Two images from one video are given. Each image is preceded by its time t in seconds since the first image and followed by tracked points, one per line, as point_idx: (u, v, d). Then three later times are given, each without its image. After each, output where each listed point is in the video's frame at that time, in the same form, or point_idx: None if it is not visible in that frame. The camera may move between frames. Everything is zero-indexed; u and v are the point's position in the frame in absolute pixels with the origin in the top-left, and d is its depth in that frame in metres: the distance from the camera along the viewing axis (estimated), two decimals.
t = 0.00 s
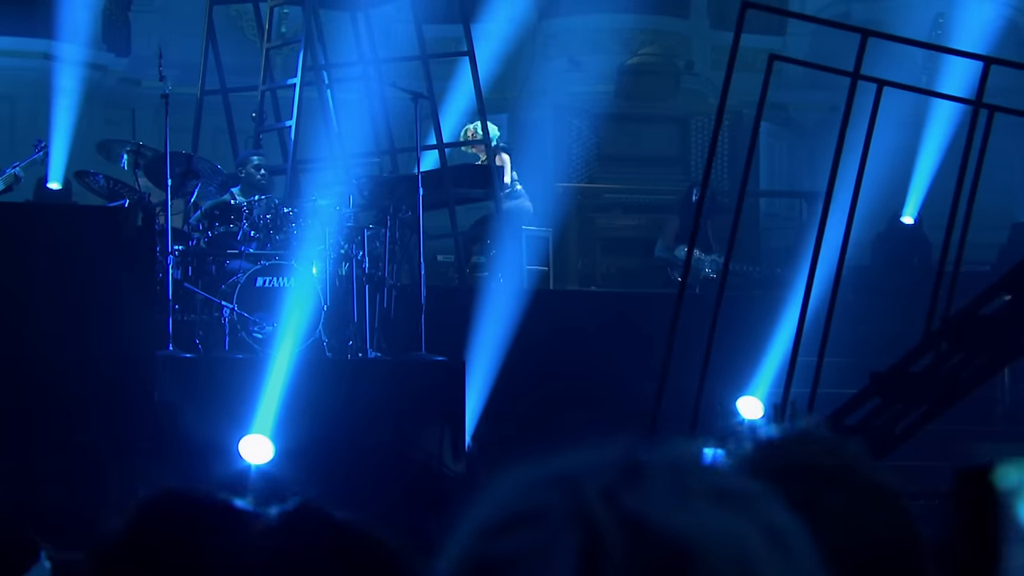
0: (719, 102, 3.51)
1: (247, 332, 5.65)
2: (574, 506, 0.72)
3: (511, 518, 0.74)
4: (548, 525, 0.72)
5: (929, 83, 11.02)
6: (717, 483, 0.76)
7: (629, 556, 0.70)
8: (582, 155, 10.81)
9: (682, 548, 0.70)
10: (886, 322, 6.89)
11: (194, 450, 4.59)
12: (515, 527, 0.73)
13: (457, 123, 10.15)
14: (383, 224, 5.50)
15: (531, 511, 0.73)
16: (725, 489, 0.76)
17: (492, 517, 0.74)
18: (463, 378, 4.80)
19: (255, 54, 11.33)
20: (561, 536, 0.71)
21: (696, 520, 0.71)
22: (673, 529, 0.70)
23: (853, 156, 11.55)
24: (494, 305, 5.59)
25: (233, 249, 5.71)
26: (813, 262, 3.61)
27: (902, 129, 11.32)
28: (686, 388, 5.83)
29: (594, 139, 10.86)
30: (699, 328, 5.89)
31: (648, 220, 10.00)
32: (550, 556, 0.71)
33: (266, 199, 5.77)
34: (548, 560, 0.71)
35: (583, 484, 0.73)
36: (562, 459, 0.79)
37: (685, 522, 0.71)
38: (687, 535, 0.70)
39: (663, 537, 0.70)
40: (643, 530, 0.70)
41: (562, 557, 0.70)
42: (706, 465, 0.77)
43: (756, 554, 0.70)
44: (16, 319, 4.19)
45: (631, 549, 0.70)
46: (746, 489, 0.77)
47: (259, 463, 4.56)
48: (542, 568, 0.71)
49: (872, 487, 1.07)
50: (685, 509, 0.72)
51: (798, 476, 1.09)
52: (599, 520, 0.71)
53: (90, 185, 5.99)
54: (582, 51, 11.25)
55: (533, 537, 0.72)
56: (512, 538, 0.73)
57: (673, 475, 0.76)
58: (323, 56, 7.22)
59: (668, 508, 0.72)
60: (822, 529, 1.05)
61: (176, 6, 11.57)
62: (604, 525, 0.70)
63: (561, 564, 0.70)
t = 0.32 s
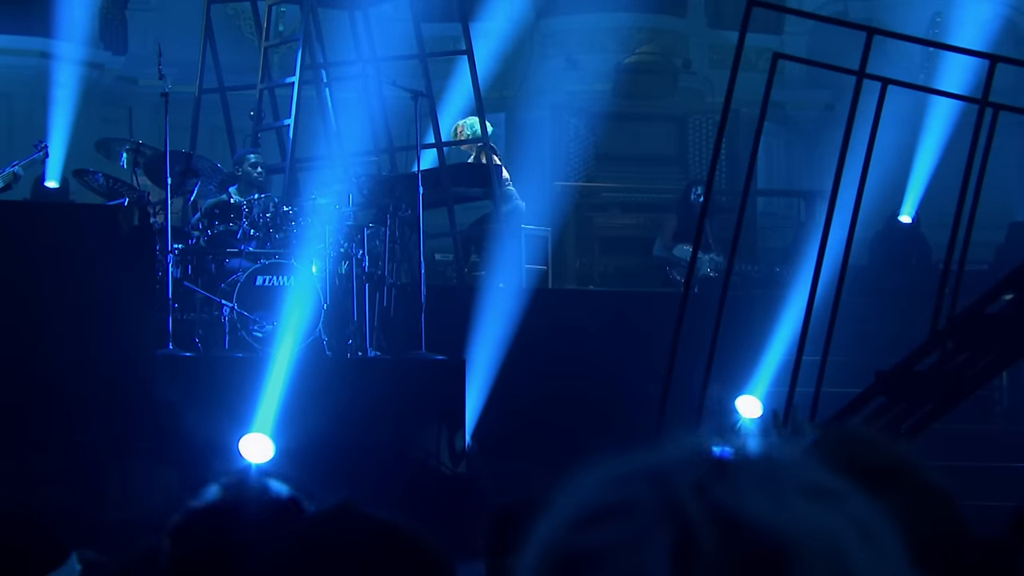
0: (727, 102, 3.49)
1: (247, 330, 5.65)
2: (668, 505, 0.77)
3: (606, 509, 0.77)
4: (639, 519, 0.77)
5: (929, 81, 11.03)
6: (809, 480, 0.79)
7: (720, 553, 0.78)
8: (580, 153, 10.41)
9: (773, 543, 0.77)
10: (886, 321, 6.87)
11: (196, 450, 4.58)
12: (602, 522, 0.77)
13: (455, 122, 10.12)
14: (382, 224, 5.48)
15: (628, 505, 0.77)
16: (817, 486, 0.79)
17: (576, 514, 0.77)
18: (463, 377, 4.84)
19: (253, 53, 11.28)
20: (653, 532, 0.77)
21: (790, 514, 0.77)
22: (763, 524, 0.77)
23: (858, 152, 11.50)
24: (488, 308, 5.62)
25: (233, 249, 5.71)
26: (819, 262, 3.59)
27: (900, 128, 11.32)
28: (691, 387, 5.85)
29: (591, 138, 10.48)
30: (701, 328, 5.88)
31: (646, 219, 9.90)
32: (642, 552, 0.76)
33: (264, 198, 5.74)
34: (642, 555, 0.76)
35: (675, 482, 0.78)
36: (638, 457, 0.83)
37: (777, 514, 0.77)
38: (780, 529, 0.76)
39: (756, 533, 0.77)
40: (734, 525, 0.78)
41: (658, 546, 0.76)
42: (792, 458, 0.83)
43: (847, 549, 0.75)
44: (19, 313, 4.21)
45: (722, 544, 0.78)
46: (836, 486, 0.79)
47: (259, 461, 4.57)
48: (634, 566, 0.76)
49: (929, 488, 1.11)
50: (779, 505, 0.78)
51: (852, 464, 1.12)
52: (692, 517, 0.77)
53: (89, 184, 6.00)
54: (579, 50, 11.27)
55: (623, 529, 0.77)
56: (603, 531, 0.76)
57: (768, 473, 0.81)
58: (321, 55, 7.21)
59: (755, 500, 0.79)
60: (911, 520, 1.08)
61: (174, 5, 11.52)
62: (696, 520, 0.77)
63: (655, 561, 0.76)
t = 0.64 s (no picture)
0: (734, 101, 3.43)
1: (249, 330, 5.63)
2: (744, 504, 0.81)
3: (677, 508, 0.82)
4: (706, 522, 0.81)
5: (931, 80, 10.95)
6: (889, 480, 0.82)
7: (799, 553, 0.80)
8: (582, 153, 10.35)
9: (850, 543, 0.79)
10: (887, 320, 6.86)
11: (197, 449, 4.57)
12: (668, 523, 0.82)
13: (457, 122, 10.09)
14: (385, 223, 5.42)
15: (698, 502, 0.82)
16: (902, 487, 0.82)
17: (648, 516, 0.83)
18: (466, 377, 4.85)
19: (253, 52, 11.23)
20: (727, 532, 0.80)
21: (869, 517, 0.79)
22: (839, 528, 0.79)
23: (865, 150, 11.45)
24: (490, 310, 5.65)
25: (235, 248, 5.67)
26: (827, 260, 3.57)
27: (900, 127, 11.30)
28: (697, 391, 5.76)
29: (591, 138, 10.43)
30: (708, 331, 5.98)
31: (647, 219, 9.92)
32: (713, 554, 0.80)
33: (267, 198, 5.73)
34: (712, 557, 0.80)
35: (750, 483, 0.83)
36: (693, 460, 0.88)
37: (851, 518, 0.80)
38: (856, 531, 0.79)
39: (833, 536, 0.80)
40: (817, 529, 0.80)
41: (731, 548, 0.80)
42: (854, 454, 0.85)
43: (924, 551, 0.78)
44: (19, 313, 4.21)
45: (800, 546, 0.80)
46: (916, 488, 0.82)
47: (261, 461, 4.57)
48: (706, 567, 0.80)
49: (986, 489, 1.04)
50: (858, 505, 0.80)
51: (919, 460, 1.01)
52: (768, 519, 0.80)
53: (91, 183, 5.97)
54: (579, 49, 11.27)
55: (690, 531, 0.81)
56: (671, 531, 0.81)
57: (844, 475, 0.83)
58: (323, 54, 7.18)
59: (836, 501, 0.81)
60: (981, 518, 1.01)
61: (175, 4, 11.46)
62: (771, 523, 0.80)
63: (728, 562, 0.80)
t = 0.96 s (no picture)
0: (748, 102, 3.41)
1: (256, 329, 5.62)
2: (823, 502, 0.82)
3: (757, 514, 0.83)
4: (793, 525, 0.81)
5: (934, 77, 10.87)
6: (970, 483, 0.81)
7: (884, 559, 0.78)
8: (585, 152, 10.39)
9: (939, 546, 0.76)
10: (893, 319, 6.86)
11: (204, 449, 4.58)
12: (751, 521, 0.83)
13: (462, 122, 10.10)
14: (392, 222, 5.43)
15: (780, 507, 0.82)
16: (982, 491, 0.80)
17: (727, 522, 0.83)
18: (471, 376, 4.85)
19: (258, 52, 11.22)
20: (814, 534, 0.80)
21: (954, 518, 0.77)
22: (928, 529, 0.77)
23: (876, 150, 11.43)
24: (495, 310, 5.67)
25: (242, 247, 5.69)
26: (839, 257, 3.56)
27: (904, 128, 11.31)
28: (707, 397, 5.77)
29: (595, 137, 10.42)
30: (718, 333, 5.99)
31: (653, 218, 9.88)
32: (798, 555, 0.79)
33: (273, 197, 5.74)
34: (795, 557, 0.80)
35: (834, 486, 0.83)
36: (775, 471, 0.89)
37: (938, 519, 0.77)
38: (944, 533, 0.76)
39: (921, 540, 0.77)
40: (900, 531, 0.77)
41: (818, 548, 0.79)
42: (932, 453, 0.84)
43: (1012, 554, 0.76)
44: (19, 311, 4.16)
45: (886, 548, 0.78)
46: (998, 490, 0.81)
47: (268, 461, 4.59)
48: (794, 566, 0.79)
49: None
50: (944, 508, 0.78)
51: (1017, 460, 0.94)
52: (853, 521, 0.79)
53: (98, 183, 5.98)
54: (583, 49, 11.31)
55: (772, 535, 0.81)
56: (752, 531, 0.81)
57: (927, 476, 0.81)
58: (328, 53, 7.18)
59: (920, 503, 0.79)
60: None
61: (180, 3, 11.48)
62: (856, 525, 0.79)
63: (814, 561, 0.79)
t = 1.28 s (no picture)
0: (762, 103, 3.39)
1: (265, 331, 5.54)
2: (906, 503, 1.05)
3: (838, 519, 1.07)
4: (875, 529, 1.05)
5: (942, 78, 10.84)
6: (1009, 468, 1.06)
7: (963, 559, 1.03)
8: (593, 155, 10.27)
9: (1012, 555, 1.02)
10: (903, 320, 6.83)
11: (212, 451, 4.58)
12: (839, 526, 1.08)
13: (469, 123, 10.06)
14: (401, 224, 5.48)
15: (860, 511, 1.06)
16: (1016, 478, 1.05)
17: (812, 523, 1.08)
18: (481, 378, 4.85)
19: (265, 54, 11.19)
20: (895, 537, 1.05)
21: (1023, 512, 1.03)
22: (1007, 534, 1.02)
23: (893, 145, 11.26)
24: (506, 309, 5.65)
25: (252, 249, 5.66)
26: (852, 259, 3.54)
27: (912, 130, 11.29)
28: (720, 399, 5.81)
29: (603, 138, 10.39)
30: (731, 336, 5.95)
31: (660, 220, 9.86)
32: (889, 556, 1.04)
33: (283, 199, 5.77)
34: (886, 561, 1.04)
35: (916, 483, 1.06)
36: (862, 458, 1.13)
37: (1007, 520, 1.03)
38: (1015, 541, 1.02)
39: (1007, 546, 1.02)
40: (985, 536, 1.03)
41: (903, 553, 1.04)
42: (995, 458, 1.07)
43: None
44: (20, 313, 4.15)
45: (967, 552, 1.03)
46: None
47: (278, 463, 4.60)
48: (876, 566, 1.05)
49: None
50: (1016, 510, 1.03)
51: None
52: (937, 528, 1.03)
53: (107, 184, 5.98)
54: (590, 50, 11.25)
55: (850, 540, 1.06)
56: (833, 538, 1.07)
57: (1000, 473, 1.06)
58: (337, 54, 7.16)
59: (1004, 509, 1.04)
60: None
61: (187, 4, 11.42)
62: (937, 530, 1.03)
63: (898, 562, 1.04)
